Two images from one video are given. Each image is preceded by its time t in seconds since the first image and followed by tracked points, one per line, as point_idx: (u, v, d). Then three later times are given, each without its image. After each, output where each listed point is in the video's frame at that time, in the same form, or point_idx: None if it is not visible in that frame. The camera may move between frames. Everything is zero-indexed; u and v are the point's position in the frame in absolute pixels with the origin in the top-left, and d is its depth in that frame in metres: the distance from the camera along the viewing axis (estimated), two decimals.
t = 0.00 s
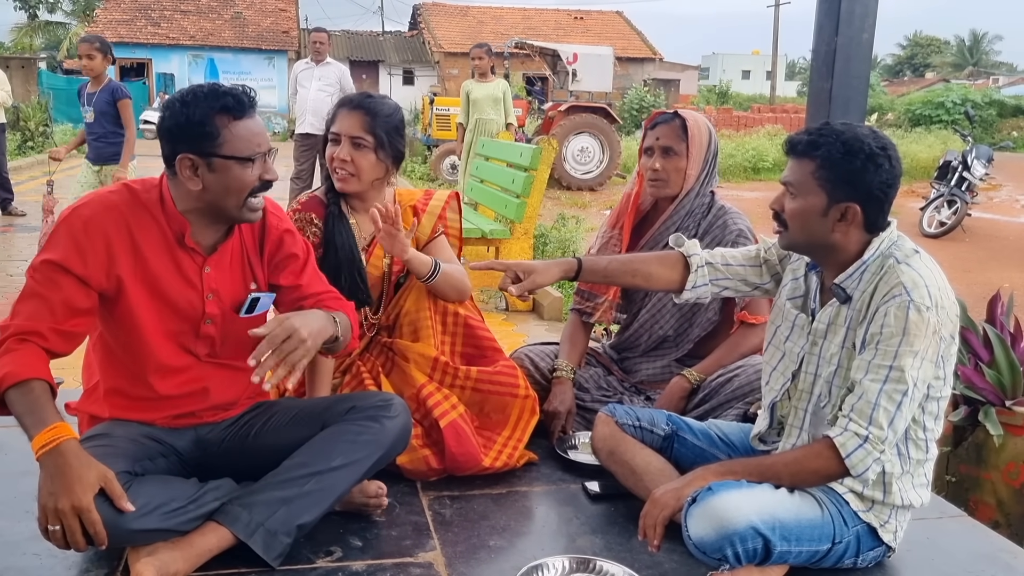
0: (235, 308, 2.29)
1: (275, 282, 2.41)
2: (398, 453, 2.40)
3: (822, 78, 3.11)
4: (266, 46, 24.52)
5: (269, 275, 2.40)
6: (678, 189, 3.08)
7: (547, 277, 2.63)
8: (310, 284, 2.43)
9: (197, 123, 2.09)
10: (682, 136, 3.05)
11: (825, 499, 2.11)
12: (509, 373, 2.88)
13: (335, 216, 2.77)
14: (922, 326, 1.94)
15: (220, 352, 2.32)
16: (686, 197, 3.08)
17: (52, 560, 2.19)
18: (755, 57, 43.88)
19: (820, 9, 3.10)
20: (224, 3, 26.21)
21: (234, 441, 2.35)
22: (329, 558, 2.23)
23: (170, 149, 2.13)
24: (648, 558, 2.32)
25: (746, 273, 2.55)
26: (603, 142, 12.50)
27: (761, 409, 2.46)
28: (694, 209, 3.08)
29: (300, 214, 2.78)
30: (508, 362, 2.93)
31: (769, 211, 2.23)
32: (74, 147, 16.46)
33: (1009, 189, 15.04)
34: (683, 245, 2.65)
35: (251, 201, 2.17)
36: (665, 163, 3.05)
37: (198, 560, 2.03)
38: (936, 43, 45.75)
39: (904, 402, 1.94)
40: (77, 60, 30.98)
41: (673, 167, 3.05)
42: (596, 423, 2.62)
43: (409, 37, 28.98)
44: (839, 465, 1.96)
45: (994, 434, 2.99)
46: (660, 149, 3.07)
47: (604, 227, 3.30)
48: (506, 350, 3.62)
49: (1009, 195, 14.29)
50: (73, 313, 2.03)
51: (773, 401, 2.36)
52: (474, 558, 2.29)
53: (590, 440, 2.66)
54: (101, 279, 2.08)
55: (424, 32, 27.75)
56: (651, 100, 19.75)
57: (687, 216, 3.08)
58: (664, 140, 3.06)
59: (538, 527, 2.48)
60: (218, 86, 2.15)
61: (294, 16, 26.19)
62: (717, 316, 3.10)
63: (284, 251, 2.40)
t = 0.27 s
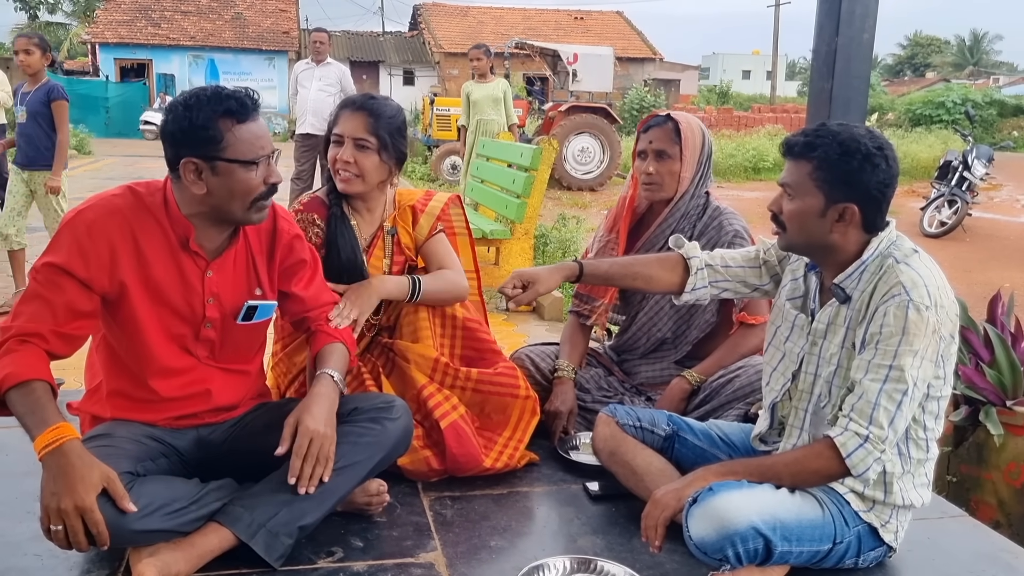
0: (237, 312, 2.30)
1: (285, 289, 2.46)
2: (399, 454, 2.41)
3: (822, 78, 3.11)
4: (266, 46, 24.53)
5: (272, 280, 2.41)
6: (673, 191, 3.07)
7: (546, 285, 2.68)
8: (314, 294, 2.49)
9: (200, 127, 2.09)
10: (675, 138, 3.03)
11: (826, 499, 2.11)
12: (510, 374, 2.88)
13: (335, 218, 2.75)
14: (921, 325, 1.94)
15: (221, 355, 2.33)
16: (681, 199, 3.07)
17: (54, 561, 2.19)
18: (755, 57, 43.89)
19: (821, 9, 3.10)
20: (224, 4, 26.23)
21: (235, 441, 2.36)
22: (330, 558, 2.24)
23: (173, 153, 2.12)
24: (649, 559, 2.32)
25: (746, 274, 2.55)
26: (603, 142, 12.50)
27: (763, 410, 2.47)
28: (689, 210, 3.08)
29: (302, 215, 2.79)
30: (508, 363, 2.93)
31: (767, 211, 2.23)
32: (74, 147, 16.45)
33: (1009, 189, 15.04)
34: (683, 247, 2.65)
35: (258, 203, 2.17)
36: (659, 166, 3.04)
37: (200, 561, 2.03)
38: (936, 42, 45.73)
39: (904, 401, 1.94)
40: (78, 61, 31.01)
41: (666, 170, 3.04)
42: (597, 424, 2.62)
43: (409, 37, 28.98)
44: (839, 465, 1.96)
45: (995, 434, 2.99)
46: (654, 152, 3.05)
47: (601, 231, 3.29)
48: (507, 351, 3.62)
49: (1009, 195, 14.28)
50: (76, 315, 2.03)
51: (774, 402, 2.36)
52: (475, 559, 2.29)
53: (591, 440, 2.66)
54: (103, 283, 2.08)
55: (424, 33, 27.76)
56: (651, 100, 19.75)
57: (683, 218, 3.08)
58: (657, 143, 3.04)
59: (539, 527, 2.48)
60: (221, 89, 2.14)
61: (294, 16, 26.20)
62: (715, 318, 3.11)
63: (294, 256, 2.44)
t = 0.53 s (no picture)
0: (240, 312, 2.30)
1: (287, 289, 2.46)
2: (399, 454, 2.40)
3: (822, 77, 3.11)
4: (266, 46, 24.53)
5: (275, 280, 2.41)
6: (665, 195, 3.06)
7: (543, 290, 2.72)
8: (316, 296, 2.49)
9: (205, 126, 2.09)
10: (666, 142, 3.02)
11: (825, 499, 2.11)
12: (513, 381, 2.86)
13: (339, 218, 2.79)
14: (921, 324, 1.94)
15: (223, 356, 2.33)
16: (674, 202, 3.06)
17: (54, 560, 2.19)
18: (755, 57, 43.90)
19: (821, 8, 3.10)
20: (224, 4, 26.22)
21: (235, 441, 2.35)
22: (330, 558, 2.24)
23: (179, 153, 2.13)
24: (649, 558, 2.32)
25: (744, 276, 2.55)
26: (603, 142, 12.50)
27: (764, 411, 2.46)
28: (683, 213, 3.07)
29: (305, 214, 2.80)
30: (511, 370, 2.91)
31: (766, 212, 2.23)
32: (74, 147, 16.44)
33: (1009, 189, 15.03)
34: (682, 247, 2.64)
35: (262, 202, 2.17)
36: (651, 169, 3.03)
37: (200, 560, 2.03)
38: (937, 42, 45.70)
39: (904, 401, 1.94)
40: (78, 61, 31.03)
41: (658, 173, 3.02)
42: (597, 423, 2.61)
43: (409, 37, 28.98)
44: (839, 465, 1.96)
45: (995, 434, 2.99)
46: (645, 155, 3.03)
47: (595, 234, 3.27)
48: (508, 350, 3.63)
49: (1009, 195, 14.28)
50: (80, 314, 2.03)
51: (774, 402, 2.35)
52: (475, 558, 2.29)
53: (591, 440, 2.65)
54: (106, 282, 2.08)
55: (424, 32, 27.75)
56: (651, 100, 19.75)
57: (676, 220, 3.07)
58: (649, 145, 3.03)
59: (539, 526, 2.48)
60: (226, 89, 2.14)
61: (294, 16, 26.19)
62: (712, 319, 3.10)
63: (298, 258, 2.45)
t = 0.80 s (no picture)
0: (239, 312, 2.30)
1: (285, 290, 2.46)
2: (398, 454, 2.40)
3: (823, 77, 3.11)
4: (266, 46, 24.52)
5: (274, 280, 2.41)
6: (657, 198, 3.06)
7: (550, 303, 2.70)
8: (315, 297, 2.49)
9: (203, 127, 2.09)
10: (657, 144, 3.01)
11: (826, 498, 2.11)
12: (520, 397, 2.82)
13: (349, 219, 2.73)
14: (920, 325, 1.94)
15: (223, 356, 2.33)
16: (667, 205, 3.06)
17: (53, 559, 2.19)
18: (756, 56, 43.89)
19: (821, 8, 3.10)
20: (224, 3, 26.21)
21: (235, 441, 2.35)
22: (329, 557, 2.23)
23: (176, 153, 2.13)
24: (648, 558, 2.32)
25: (744, 279, 2.55)
26: (603, 142, 12.49)
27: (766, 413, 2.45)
28: (677, 215, 3.06)
29: (314, 216, 2.77)
30: (520, 384, 2.87)
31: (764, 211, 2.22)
32: (74, 146, 16.43)
33: (1010, 189, 15.02)
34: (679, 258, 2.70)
35: (261, 204, 2.17)
36: (642, 172, 3.03)
37: (199, 559, 2.02)
38: (937, 42, 45.67)
39: (905, 401, 1.94)
40: (78, 61, 31.02)
41: (649, 176, 3.03)
42: (597, 422, 2.61)
43: (409, 37, 28.97)
44: (840, 465, 1.97)
45: (995, 434, 2.99)
46: (637, 158, 3.04)
47: (591, 235, 3.28)
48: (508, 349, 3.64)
49: (1009, 195, 14.28)
50: (79, 313, 2.03)
51: (775, 403, 2.35)
52: (475, 558, 2.29)
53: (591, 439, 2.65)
54: (106, 281, 2.08)
55: (424, 32, 27.74)
56: (652, 100, 19.74)
57: (670, 223, 3.07)
58: (640, 148, 3.03)
59: (539, 526, 2.48)
60: (224, 90, 2.14)
61: (294, 15, 26.19)
62: (709, 322, 3.11)
63: (297, 258, 2.44)
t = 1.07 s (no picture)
0: (238, 311, 2.30)
1: (284, 290, 2.46)
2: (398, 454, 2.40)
3: (823, 76, 3.11)
4: (267, 45, 24.52)
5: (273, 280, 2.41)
6: (653, 200, 3.05)
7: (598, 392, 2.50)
8: (313, 296, 2.49)
9: (194, 128, 2.09)
10: (654, 146, 3.01)
11: (826, 498, 2.10)
12: (525, 410, 2.81)
13: (357, 220, 2.74)
14: (921, 326, 1.94)
15: (221, 355, 2.33)
16: (664, 207, 3.05)
17: (53, 559, 2.18)
18: (755, 56, 43.89)
19: (822, 8, 3.10)
20: (224, 3, 26.20)
21: (235, 439, 2.34)
22: (329, 557, 2.23)
23: (170, 154, 2.12)
24: (648, 558, 2.32)
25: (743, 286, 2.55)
26: (603, 141, 12.49)
27: (769, 413, 2.46)
28: (676, 217, 3.05)
29: (321, 218, 2.77)
30: (527, 397, 2.85)
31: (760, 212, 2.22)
32: (74, 146, 16.42)
33: (1010, 189, 15.02)
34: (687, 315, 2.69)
35: (256, 202, 2.17)
36: (638, 174, 3.03)
37: (199, 559, 2.02)
38: (938, 42, 45.67)
39: (911, 404, 1.94)
40: (78, 61, 31.00)
41: (646, 178, 3.03)
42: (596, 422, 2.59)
43: (409, 36, 28.97)
44: (849, 469, 1.98)
45: (995, 434, 2.98)
46: (633, 160, 3.04)
47: (590, 234, 3.26)
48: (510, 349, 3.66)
49: (1009, 195, 14.27)
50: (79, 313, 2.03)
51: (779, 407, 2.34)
52: (475, 558, 2.28)
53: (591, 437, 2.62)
54: (104, 280, 2.08)
55: (424, 32, 27.73)
56: (652, 100, 19.73)
57: (667, 224, 3.06)
58: (637, 150, 3.02)
59: (539, 526, 2.48)
60: (215, 90, 2.13)
61: (294, 15, 26.18)
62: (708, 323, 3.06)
63: (297, 258, 2.45)
